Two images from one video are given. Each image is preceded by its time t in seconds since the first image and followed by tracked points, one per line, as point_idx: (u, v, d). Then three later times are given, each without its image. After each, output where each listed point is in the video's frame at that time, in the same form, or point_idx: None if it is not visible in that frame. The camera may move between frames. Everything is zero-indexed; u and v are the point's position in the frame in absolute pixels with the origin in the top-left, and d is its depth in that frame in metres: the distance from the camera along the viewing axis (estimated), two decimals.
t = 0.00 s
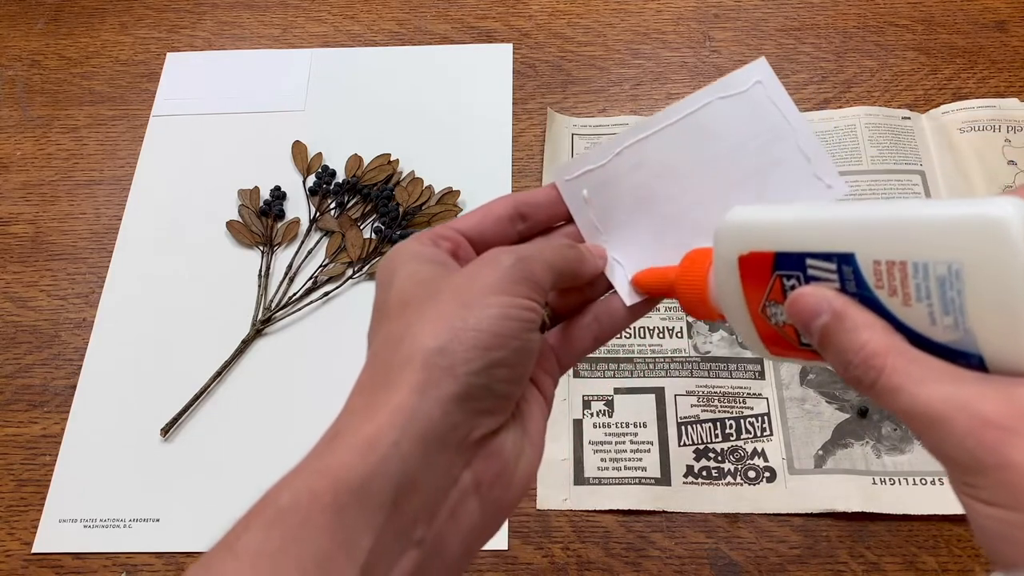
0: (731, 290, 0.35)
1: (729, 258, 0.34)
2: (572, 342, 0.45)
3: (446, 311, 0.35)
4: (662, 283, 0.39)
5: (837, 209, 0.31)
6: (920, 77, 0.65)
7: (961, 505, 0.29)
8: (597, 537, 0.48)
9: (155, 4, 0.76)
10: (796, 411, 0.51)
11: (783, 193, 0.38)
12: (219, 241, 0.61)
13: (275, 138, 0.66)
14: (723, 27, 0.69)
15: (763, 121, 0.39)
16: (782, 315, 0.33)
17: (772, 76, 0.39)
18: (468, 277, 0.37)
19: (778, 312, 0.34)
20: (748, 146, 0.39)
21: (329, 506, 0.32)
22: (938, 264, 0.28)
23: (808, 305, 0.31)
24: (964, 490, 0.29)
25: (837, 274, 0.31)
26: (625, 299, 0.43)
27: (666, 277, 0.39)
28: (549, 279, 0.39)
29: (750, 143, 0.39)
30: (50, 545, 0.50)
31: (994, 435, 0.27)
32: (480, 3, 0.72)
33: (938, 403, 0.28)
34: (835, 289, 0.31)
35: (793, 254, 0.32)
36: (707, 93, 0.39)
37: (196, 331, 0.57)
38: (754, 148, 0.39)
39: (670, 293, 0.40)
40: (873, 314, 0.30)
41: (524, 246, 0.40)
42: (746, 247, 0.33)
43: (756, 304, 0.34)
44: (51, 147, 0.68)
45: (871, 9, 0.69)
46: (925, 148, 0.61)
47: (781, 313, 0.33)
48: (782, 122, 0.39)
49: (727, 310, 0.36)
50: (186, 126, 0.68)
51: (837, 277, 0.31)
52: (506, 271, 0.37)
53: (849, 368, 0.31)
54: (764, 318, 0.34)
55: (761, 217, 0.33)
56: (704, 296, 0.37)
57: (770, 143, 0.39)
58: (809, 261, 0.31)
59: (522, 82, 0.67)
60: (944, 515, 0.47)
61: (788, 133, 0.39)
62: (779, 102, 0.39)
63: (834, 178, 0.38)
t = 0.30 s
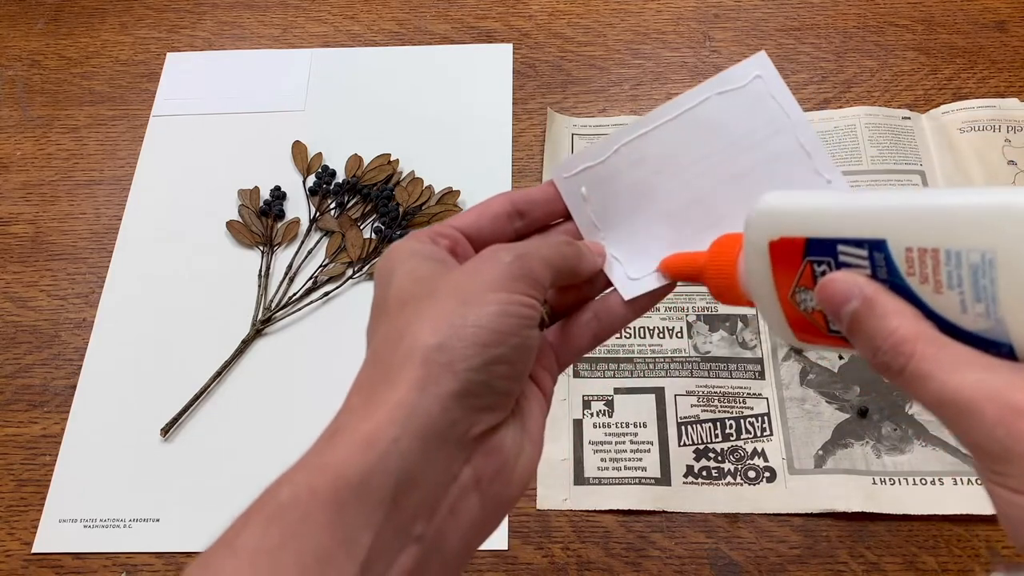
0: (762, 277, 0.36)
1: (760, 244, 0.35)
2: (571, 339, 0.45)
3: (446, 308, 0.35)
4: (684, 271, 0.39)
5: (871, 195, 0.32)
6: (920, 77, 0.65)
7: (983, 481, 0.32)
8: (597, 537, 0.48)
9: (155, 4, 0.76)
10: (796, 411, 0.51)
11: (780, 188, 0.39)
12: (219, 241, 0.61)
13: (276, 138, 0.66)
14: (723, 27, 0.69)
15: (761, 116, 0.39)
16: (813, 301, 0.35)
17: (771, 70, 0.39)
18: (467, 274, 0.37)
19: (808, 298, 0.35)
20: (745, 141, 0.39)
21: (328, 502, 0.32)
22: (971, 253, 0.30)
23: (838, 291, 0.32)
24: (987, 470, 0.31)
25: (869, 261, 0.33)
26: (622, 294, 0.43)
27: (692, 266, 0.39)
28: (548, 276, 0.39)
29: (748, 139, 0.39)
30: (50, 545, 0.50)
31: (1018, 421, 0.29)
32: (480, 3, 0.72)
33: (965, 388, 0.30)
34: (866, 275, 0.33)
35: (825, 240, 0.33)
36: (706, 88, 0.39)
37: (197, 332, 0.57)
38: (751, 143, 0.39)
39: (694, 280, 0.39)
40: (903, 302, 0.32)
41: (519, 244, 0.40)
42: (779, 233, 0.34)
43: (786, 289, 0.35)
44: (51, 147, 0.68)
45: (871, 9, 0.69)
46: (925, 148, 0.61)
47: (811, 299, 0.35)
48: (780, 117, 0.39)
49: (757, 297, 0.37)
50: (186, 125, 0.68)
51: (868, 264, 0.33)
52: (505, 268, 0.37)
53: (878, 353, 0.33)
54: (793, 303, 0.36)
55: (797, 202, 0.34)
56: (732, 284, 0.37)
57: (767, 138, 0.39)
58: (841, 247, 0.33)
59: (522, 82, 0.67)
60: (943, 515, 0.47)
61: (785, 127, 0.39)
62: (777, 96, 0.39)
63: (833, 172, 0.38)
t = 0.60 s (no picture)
0: (821, 246, 0.35)
1: (822, 210, 0.34)
2: (569, 335, 0.45)
3: (445, 304, 0.35)
4: (742, 240, 0.38)
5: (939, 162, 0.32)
6: (920, 77, 0.65)
7: None
8: (597, 537, 0.48)
9: (155, 4, 0.76)
10: (796, 411, 0.51)
11: (779, 189, 0.39)
12: (219, 241, 0.61)
13: (276, 138, 0.66)
14: (723, 27, 0.69)
15: (760, 116, 0.39)
16: (872, 267, 0.34)
17: (769, 69, 0.39)
18: (467, 271, 0.37)
19: (869, 264, 0.34)
20: (743, 140, 0.39)
21: (327, 499, 0.31)
22: None
23: (900, 254, 0.31)
24: None
25: (933, 228, 0.32)
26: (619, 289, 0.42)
27: (752, 233, 0.38)
28: (547, 273, 0.39)
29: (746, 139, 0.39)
30: (50, 545, 0.50)
31: None
32: (480, 3, 0.72)
33: None
34: (930, 243, 0.32)
35: (888, 206, 0.33)
36: (706, 86, 0.40)
37: (197, 332, 0.57)
38: (749, 143, 0.39)
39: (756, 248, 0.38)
40: (965, 269, 0.31)
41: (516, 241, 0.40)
42: (841, 199, 0.34)
43: (847, 256, 0.34)
44: (51, 147, 0.67)
45: (871, 9, 0.69)
46: (926, 148, 0.61)
47: (872, 265, 0.34)
48: (779, 117, 0.39)
49: (816, 266, 0.36)
50: (186, 125, 0.68)
51: (932, 231, 0.32)
52: (505, 265, 0.37)
53: (935, 320, 0.31)
54: (853, 270, 0.35)
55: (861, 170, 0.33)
56: (791, 253, 0.36)
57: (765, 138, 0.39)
58: (905, 213, 0.32)
59: (522, 82, 0.67)
60: (943, 515, 0.47)
61: (784, 127, 0.39)
62: (775, 96, 0.39)
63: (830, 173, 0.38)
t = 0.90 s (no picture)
0: (886, 213, 0.35)
1: (888, 176, 0.34)
2: (569, 334, 0.45)
3: (446, 303, 0.35)
4: (802, 208, 0.38)
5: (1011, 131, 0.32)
6: (920, 77, 0.65)
7: None
8: (597, 537, 0.48)
9: (155, 4, 0.76)
10: (796, 411, 0.51)
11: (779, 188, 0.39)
12: (219, 241, 0.61)
13: (276, 138, 0.66)
14: (723, 27, 0.69)
15: (761, 116, 0.39)
16: (937, 236, 0.34)
17: (769, 68, 0.39)
18: (467, 269, 0.37)
19: (932, 232, 0.34)
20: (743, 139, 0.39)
21: (327, 498, 0.31)
22: None
23: (966, 222, 0.32)
24: None
25: (1001, 196, 0.32)
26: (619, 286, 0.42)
27: (811, 201, 0.37)
28: (547, 271, 0.38)
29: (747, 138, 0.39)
30: (50, 545, 0.50)
31: None
32: (480, 3, 0.72)
33: None
34: (997, 211, 0.33)
35: (958, 173, 0.33)
36: (706, 85, 0.39)
37: (197, 332, 0.57)
38: (750, 142, 0.39)
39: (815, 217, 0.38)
40: None
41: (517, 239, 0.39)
42: (909, 165, 0.34)
43: (909, 224, 0.35)
44: (51, 147, 0.67)
45: (871, 9, 0.69)
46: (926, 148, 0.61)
47: (935, 233, 0.34)
48: (779, 117, 0.39)
49: (879, 233, 0.36)
50: (186, 125, 0.68)
51: (1000, 199, 0.32)
52: (505, 263, 0.37)
53: (998, 286, 0.32)
54: (914, 238, 0.35)
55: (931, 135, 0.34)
56: (854, 222, 0.36)
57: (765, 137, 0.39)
58: (973, 180, 0.33)
59: (522, 82, 0.67)
60: (943, 515, 0.47)
61: (784, 127, 0.39)
62: (775, 96, 0.39)
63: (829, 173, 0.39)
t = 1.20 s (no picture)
0: (906, 173, 0.32)
1: (915, 132, 0.32)
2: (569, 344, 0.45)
3: (447, 309, 0.35)
4: (814, 165, 0.35)
5: None
6: (919, 77, 0.65)
7: None
8: (597, 537, 0.48)
9: (155, 4, 0.76)
10: (796, 411, 0.51)
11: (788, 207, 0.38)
12: (219, 242, 0.61)
13: (276, 138, 0.66)
14: (723, 27, 0.69)
15: (771, 131, 0.38)
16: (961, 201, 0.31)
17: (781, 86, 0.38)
18: (471, 274, 0.37)
19: (954, 197, 0.32)
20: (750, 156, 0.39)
21: (326, 503, 0.31)
22: None
23: (1002, 185, 0.29)
24: None
25: None
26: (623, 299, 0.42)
27: (826, 156, 0.35)
28: (551, 279, 0.38)
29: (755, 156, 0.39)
30: (51, 545, 0.50)
31: None
32: (480, 3, 0.72)
33: None
34: None
35: (992, 134, 0.30)
36: (714, 100, 0.39)
37: (197, 332, 0.57)
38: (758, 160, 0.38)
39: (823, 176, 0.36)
40: None
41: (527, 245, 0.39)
42: (938, 121, 0.32)
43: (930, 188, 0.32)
44: (51, 147, 0.67)
45: (871, 9, 0.69)
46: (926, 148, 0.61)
47: (957, 199, 0.32)
48: (790, 132, 0.38)
49: (894, 197, 0.33)
50: (186, 125, 0.68)
51: None
52: (509, 270, 0.37)
53: None
54: (934, 202, 0.32)
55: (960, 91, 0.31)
56: (870, 179, 0.33)
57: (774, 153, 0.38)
58: (1009, 142, 0.30)
59: (522, 82, 0.67)
60: (943, 515, 0.47)
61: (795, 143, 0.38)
62: (786, 112, 0.38)
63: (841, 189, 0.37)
